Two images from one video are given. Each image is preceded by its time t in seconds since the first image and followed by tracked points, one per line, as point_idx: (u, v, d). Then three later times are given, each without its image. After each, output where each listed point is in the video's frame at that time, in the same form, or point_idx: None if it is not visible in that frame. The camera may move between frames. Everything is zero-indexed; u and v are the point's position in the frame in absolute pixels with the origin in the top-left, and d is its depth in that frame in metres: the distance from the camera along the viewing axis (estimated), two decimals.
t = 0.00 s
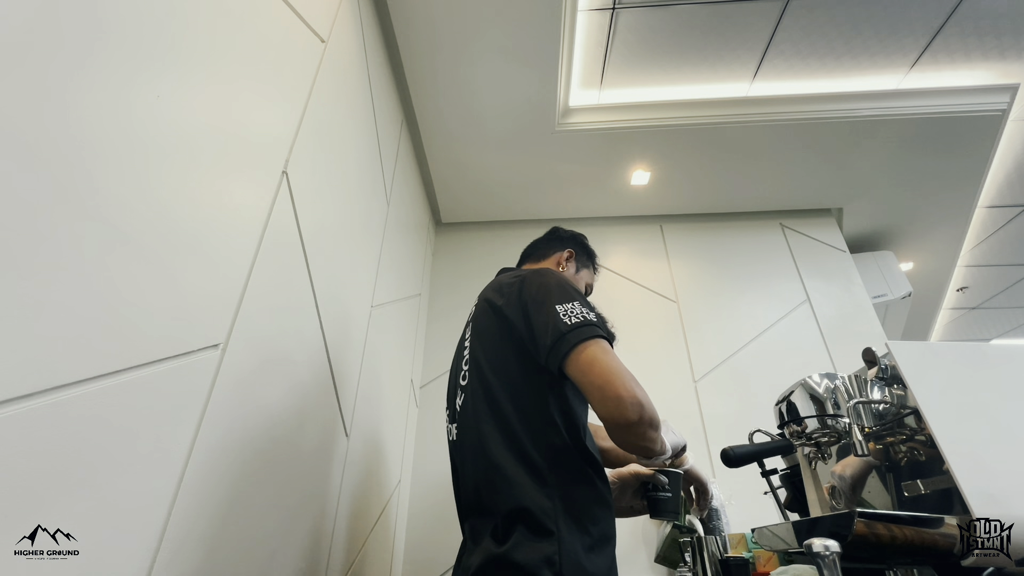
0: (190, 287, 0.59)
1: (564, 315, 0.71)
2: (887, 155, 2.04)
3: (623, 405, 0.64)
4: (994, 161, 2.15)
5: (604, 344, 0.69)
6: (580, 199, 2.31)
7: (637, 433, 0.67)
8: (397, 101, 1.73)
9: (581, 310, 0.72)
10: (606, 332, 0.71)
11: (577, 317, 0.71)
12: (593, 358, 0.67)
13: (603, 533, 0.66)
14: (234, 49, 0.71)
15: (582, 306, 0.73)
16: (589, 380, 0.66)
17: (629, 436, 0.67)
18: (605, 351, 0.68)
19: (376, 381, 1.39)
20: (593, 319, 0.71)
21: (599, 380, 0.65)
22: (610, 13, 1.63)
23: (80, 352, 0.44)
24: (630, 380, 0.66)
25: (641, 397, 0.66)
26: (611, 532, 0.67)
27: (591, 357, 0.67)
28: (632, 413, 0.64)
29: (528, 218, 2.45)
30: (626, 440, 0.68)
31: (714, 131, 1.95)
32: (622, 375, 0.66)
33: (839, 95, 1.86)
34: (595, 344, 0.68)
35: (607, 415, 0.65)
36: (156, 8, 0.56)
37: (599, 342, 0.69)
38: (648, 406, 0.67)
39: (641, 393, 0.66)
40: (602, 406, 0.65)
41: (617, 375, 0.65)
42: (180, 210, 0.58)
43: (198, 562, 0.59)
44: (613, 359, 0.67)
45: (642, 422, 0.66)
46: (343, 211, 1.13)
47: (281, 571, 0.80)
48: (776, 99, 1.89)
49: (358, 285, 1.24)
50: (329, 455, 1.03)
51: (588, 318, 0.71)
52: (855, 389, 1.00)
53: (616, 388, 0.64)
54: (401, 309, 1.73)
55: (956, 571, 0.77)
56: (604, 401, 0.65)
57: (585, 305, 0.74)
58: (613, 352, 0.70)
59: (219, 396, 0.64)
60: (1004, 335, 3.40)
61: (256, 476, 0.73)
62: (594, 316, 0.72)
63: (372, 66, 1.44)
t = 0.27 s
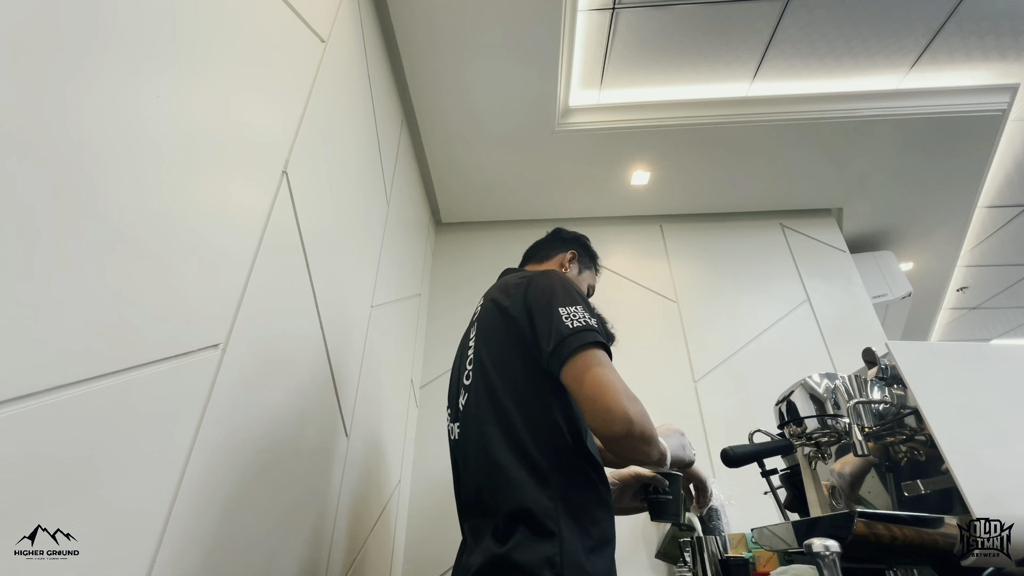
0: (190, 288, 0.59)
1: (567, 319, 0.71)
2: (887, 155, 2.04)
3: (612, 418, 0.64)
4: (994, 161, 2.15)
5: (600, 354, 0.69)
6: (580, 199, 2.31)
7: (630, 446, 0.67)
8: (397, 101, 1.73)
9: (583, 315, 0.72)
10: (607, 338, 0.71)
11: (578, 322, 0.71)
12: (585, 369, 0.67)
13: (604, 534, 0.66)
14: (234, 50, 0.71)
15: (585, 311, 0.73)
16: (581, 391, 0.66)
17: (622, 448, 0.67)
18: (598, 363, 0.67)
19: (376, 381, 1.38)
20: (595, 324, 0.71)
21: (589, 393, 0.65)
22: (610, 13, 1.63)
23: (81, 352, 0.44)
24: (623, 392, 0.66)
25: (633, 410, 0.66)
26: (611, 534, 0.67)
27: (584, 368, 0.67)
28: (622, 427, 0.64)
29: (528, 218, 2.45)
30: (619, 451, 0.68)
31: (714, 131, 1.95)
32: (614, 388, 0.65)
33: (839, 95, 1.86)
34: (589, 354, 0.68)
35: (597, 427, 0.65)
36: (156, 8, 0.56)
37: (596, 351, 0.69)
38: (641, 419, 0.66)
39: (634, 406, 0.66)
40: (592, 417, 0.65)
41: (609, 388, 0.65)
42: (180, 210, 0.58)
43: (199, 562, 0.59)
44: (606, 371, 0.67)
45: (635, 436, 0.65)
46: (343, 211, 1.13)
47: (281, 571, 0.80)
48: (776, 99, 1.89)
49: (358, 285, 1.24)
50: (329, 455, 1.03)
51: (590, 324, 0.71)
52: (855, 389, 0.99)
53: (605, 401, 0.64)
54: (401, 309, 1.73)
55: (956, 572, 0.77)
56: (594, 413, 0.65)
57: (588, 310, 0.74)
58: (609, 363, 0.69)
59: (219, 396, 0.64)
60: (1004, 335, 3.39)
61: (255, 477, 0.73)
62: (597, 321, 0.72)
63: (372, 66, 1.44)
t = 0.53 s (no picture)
0: (190, 288, 0.59)
1: (582, 333, 0.73)
2: (887, 155, 2.04)
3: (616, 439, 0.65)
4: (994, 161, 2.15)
5: (610, 374, 0.70)
6: (580, 199, 2.31)
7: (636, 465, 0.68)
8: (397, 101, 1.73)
9: (596, 330, 0.73)
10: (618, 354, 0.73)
11: (592, 337, 0.72)
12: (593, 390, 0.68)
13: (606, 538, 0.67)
14: (234, 50, 0.71)
15: (597, 325, 0.75)
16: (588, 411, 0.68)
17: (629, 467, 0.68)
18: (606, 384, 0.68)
19: (376, 381, 1.38)
20: (608, 340, 0.73)
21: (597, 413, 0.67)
22: (610, 14, 1.63)
23: (81, 352, 0.44)
24: (630, 414, 0.67)
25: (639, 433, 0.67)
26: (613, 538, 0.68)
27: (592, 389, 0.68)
28: (628, 450, 0.65)
29: (528, 218, 2.45)
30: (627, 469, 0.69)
31: (714, 131, 1.95)
32: (620, 409, 0.67)
33: (839, 95, 1.86)
34: (598, 373, 0.69)
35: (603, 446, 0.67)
36: (156, 8, 0.56)
37: (604, 371, 0.70)
38: (649, 441, 0.67)
39: (641, 428, 0.67)
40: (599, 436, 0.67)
41: (613, 409, 0.67)
42: (180, 210, 0.58)
43: (198, 562, 0.59)
44: (614, 392, 0.68)
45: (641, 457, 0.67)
46: (343, 211, 1.13)
47: (281, 571, 0.80)
48: (776, 99, 1.89)
49: (358, 285, 1.24)
50: (329, 455, 1.03)
51: (603, 340, 0.72)
52: (855, 389, 0.99)
53: (612, 423, 0.65)
54: (401, 309, 1.73)
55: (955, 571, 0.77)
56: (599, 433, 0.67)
57: (600, 324, 0.75)
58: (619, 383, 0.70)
59: (219, 396, 0.64)
60: (1004, 335, 3.40)
61: (255, 476, 0.73)
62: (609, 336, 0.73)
63: (372, 66, 1.44)
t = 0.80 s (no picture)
0: (190, 287, 0.59)
1: (613, 351, 0.75)
2: (887, 155, 2.04)
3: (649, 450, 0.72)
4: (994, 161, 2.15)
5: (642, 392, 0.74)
6: (580, 199, 2.31)
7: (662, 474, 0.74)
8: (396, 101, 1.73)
9: (624, 349, 0.76)
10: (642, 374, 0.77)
11: (623, 357, 0.75)
12: (627, 406, 0.72)
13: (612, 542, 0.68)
14: (234, 49, 0.71)
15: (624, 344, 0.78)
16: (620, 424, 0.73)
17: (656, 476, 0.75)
18: (639, 401, 0.73)
19: (376, 381, 1.38)
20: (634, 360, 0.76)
21: (630, 427, 0.72)
22: (610, 13, 1.63)
23: (80, 351, 0.44)
24: (661, 429, 0.73)
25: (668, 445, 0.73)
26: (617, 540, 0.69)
27: (626, 405, 0.72)
28: (657, 459, 0.72)
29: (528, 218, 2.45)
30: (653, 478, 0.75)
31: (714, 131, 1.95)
32: (652, 425, 0.72)
33: (839, 95, 1.86)
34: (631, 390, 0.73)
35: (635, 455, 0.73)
36: (156, 8, 0.56)
37: (637, 389, 0.73)
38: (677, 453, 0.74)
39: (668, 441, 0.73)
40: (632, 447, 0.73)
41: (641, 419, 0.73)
42: (181, 210, 0.58)
43: (199, 562, 0.59)
44: (647, 409, 0.73)
45: (669, 467, 0.73)
46: (343, 211, 1.13)
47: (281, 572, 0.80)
48: (776, 99, 1.89)
49: (358, 285, 1.24)
50: (329, 455, 1.03)
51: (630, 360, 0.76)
52: (855, 389, 0.99)
53: (645, 437, 0.71)
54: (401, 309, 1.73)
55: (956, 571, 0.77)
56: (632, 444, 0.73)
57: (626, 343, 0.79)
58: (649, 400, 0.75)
59: (219, 396, 0.64)
60: (1004, 335, 3.40)
61: (255, 477, 0.73)
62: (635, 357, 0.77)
63: (372, 66, 1.44)
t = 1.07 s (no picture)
0: (190, 288, 0.59)
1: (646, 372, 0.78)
2: (887, 155, 2.04)
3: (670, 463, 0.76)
4: (994, 161, 2.15)
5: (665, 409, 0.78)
6: (580, 199, 2.31)
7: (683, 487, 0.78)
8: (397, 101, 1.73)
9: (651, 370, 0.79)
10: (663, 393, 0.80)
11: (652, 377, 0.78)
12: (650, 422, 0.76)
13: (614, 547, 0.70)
14: (234, 50, 0.71)
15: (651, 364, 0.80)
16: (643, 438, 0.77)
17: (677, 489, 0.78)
18: (662, 417, 0.76)
19: (377, 381, 1.38)
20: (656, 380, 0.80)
21: (652, 441, 0.76)
22: (610, 13, 1.63)
23: (80, 352, 0.44)
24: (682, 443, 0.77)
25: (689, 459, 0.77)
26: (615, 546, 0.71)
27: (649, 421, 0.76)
28: (678, 471, 0.76)
29: (528, 218, 2.45)
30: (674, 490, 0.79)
31: (714, 131, 1.95)
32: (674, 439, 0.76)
33: (839, 95, 1.86)
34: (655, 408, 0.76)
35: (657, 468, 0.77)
36: (156, 9, 0.56)
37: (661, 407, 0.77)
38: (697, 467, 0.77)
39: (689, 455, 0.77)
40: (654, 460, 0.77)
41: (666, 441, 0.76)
42: (181, 210, 0.58)
43: (199, 562, 0.59)
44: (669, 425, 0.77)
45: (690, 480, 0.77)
46: (343, 211, 1.13)
47: (282, 572, 0.80)
48: (776, 99, 1.89)
49: (358, 286, 1.24)
50: (329, 455, 1.03)
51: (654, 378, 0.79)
52: (855, 389, 0.99)
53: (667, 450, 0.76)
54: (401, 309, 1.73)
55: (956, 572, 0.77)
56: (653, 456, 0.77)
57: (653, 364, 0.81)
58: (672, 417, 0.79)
59: (219, 397, 0.64)
60: (1004, 335, 3.39)
61: (256, 478, 0.73)
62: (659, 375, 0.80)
63: (372, 66, 1.44)
